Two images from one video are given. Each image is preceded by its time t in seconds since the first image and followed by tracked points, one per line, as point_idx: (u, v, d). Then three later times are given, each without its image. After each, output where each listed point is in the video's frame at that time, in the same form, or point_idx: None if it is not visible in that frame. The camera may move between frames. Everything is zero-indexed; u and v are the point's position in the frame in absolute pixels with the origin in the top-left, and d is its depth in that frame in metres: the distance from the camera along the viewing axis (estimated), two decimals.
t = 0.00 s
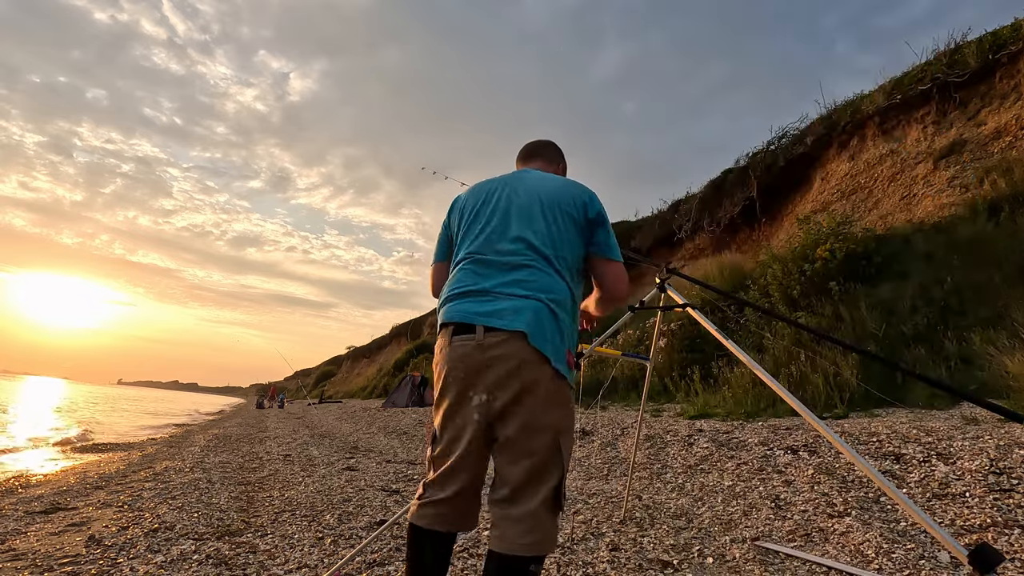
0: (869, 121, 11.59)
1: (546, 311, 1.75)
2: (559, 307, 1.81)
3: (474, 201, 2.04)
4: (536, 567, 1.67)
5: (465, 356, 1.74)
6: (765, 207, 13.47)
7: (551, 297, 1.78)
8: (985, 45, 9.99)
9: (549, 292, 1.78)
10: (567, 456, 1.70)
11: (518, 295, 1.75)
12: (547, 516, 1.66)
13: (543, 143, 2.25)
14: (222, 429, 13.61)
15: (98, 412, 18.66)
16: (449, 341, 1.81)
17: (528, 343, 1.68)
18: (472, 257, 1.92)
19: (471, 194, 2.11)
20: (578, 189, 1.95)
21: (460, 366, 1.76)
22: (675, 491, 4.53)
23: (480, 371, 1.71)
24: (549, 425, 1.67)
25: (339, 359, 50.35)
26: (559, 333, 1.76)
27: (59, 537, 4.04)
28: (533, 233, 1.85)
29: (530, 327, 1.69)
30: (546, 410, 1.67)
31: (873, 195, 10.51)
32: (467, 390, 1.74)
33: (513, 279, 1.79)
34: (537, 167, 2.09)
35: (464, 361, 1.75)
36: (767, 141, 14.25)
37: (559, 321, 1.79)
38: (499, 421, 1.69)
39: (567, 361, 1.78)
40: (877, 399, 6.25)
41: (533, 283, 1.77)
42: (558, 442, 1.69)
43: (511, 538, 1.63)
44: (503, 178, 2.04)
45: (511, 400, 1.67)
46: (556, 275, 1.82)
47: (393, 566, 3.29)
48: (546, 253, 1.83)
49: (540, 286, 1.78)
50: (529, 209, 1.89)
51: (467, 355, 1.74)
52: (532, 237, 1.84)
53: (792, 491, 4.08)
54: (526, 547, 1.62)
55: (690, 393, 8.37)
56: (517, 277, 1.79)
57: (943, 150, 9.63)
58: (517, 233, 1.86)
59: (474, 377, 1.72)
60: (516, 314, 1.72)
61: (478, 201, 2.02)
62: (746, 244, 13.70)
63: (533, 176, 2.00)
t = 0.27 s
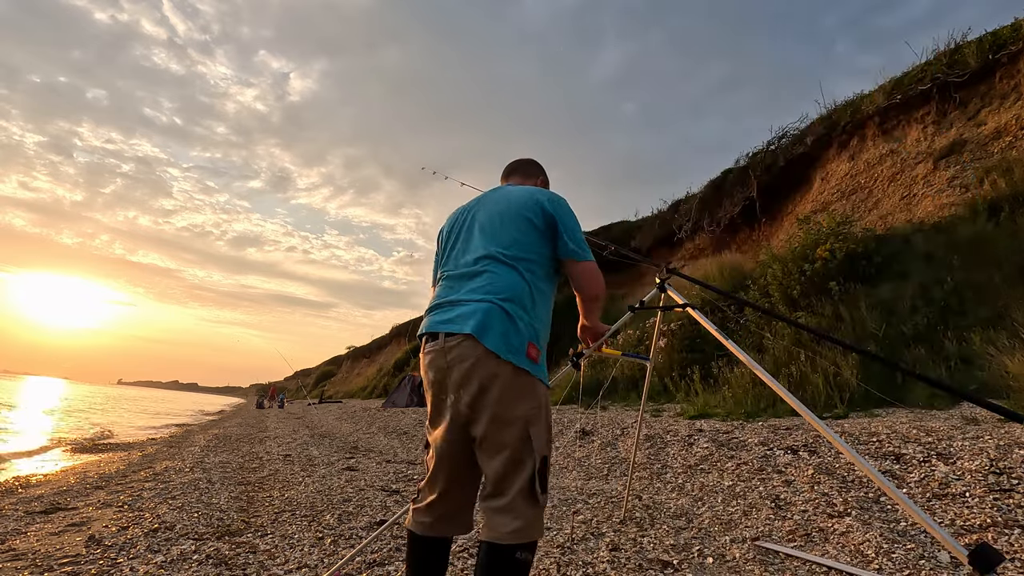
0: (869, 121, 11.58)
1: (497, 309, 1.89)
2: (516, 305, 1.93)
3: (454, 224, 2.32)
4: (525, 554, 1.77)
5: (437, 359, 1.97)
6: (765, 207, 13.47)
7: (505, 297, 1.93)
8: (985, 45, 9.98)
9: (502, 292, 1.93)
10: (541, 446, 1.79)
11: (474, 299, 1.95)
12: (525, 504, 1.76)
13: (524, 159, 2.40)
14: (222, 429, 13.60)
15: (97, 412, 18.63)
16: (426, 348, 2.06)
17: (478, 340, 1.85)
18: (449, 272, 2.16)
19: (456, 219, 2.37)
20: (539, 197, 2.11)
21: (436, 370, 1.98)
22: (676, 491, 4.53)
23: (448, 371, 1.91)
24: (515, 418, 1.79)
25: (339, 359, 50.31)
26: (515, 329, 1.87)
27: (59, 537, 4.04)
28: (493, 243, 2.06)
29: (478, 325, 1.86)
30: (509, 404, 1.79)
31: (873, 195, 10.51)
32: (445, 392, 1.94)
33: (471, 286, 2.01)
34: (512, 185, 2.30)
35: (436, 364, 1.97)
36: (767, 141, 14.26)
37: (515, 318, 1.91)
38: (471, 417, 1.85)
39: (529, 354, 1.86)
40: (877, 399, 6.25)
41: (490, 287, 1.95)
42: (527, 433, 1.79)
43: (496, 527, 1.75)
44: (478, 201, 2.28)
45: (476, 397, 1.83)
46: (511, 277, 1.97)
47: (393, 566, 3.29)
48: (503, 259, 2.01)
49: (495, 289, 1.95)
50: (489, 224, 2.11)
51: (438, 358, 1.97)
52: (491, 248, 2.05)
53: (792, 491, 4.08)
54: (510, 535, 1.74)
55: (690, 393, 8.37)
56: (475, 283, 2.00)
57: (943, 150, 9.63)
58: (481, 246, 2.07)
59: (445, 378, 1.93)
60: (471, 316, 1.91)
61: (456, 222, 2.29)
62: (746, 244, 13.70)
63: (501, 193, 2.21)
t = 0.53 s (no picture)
0: (869, 121, 11.59)
1: (472, 306, 1.91)
2: (494, 301, 1.93)
3: (447, 229, 2.37)
4: (509, 547, 1.74)
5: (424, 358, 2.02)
6: (765, 207, 13.48)
7: (482, 295, 1.94)
8: (985, 45, 9.98)
9: (478, 289, 1.95)
10: (516, 437, 1.76)
11: (455, 298, 1.98)
12: (503, 495, 1.74)
13: (515, 163, 2.41)
14: (222, 429, 13.60)
15: (98, 412, 18.63)
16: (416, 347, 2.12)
17: (455, 337, 1.88)
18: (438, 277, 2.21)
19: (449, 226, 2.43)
20: (521, 197, 2.11)
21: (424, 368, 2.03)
22: (676, 491, 4.53)
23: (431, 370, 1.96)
24: (490, 411, 1.79)
25: (339, 359, 50.31)
26: (489, 324, 1.87)
27: (59, 537, 4.04)
28: (476, 244, 2.08)
29: (453, 322, 1.90)
30: (482, 397, 1.80)
31: (873, 195, 10.51)
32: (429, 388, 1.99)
33: (454, 286, 2.05)
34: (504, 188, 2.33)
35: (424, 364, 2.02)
36: (767, 141, 14.26)
37: (492, 314, 1.91)
38: (450, 412, 1.89)
39: (506, 348, 1.85)
40: (877, 399, 6.25)
41: (470, 286, 1.97)
42: (503, 424, 1.78)
43: (476, 519, 1.75)
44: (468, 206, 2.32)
45: (453, 391, 1.86)
46: (492, 275, 1.98)
47: (393, 566, 3.29)
48: (483, 257, 2.03)
49: (474, 287, 1.97)
50: (473, 226, 2.15)
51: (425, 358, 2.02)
52: (473, 248, 2.09)
53: (792, 491, 4.08)
54: (491, 528, 1.71)
55: (690, 393, 8.37)
56: (457, 284, 2.05)
57: (943, 150, 9.63)
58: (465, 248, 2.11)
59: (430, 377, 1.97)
60: (450, 314, 1.94)
61: (448, 229, 2.35)
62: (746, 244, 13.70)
63: (488, 196, 2.23)
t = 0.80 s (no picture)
0: (869, 121, 11.58)
1: (467, 306, 1.91)
2: (489, 302, 1.93)
3: (445, 231, 2.37)
4: (506, 542, 1.73)
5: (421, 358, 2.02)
6: (765, 207, 13.47)
7: (477, 295, 1.94)
8: (985, 44, 9.98)
9: (474, 290, 1.95)
10: (510, 434, 1.77)
11: (451, 299, 1.98)
12: (496, 491, 1.74)
13: (513, 161, 2.41)
14: (222, 429, 13.60)
15: (97, 412, 18.62)
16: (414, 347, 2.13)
17: (450, 337, 1.88)
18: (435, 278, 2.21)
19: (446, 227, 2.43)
20: (516, 197, 2.11)
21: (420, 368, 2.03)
22: (676, 491, 4.53)
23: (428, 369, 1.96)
24: (485, 408, 1.80)
25: (339, 359, 50.31)
26: (485, 325, 1.87)
27: (59, 537, 4.04)
28: (472, 245, 2.09)
29: (449, 323, 1.90)
30: (478, 395, 1.81)
31: (873, 195, 10.51)
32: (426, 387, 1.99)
33: (450, 287, 2.05)
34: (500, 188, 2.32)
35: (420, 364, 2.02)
36: (767, 141, 14.25)
37: (487, 314, 1.91)
38: (446, 411, 1.89)
39: (501, 347, 1.85)
40: (877, 399, 6.25)
41: (466, 287, 1.98)
42: (497, 421, 1.78)
43: (471, 514, 1.75)
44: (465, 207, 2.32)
45: (448, 390, 1.87)
46: (487, 275, 1.98)
47: (393, 566, 3.29)
48: (478, 258, 2.03)
49: (469, 288, 1.97)
50: (469, 227, 2.16)
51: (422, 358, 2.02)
52: (469, 249, 2.09)
53: (792, 491, 4.08)
54: (486, 523, 1.71)
55: (690, 393, 8.37)
56: (453, 284, 2.05)
57: (943, 150, 9.63)
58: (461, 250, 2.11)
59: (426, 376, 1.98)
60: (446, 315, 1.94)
61: (445, 230, 2.35)
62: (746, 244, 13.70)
63: (483, 197, 2.23)
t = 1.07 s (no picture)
0: (870, 121, 11.58)
1: (467, 307, 1.92)
2: (489, 302, 1.93)
3: (443, 232, 2.37)
4: (504, 540, 1.73)
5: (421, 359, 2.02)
6: (765, 207, 13.47)
7: (477, 296, 1.94)
8: (985, 45, 9.98)
9: (474, 290, 1.95)
10: (509, 433, 1.77)
11: (451, 300, 1.98)
12: (494, 489, 1.74)
13: (510, 161, 2.41)
14: (222, 429, 13.60)
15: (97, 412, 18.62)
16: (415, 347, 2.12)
17: (450, 337, 1.88)
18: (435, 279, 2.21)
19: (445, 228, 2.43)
20: (514, 197, 2.10)
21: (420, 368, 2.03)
22: (675, 491, 4.53)
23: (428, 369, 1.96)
24: (484, 408, 1.80)
25: (339, 359, 50.31)
26: (485, 325, 1.87)
27: (59, 537, 4.04)
28: (471, 246, 2.09)
29: (448, 324, 1.90)
30: (478, 394, 1.81)
31: (873, 195, 10.51)
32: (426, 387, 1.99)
33: (450, 288, 2.05)
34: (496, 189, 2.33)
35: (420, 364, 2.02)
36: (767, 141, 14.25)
37: (487, 314, 1.91)
38: (446, 411, 1.89)
39: (501, 347, 1.85)
40: (877, 399, 6.25)
41: (466, 288, 1.98)
42: (496, 420, 1.78)
43: (470, 512, 1.75)
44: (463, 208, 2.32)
45: (448, 390, 1.87)
46: (486, 276, 1.98)
47: (393, 566, 3.29)
48: (477, 259, 2.03)
49: (469, 289, 1.97)
50: (468, 228, 2.15)
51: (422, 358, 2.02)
52: (468, 250, 2.09)
53: (792, 491, 4.08)
54: (485, 521, 1.71)
55: (690, 393, 8.37)
56: (453, 285, 2.05)
57: (943, 150, 9.63)
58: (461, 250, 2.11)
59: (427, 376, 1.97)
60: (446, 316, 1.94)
61: (444, 231, 2.35)
62: (746, 244, 13.70)
63: (482, 197, 2.23)
